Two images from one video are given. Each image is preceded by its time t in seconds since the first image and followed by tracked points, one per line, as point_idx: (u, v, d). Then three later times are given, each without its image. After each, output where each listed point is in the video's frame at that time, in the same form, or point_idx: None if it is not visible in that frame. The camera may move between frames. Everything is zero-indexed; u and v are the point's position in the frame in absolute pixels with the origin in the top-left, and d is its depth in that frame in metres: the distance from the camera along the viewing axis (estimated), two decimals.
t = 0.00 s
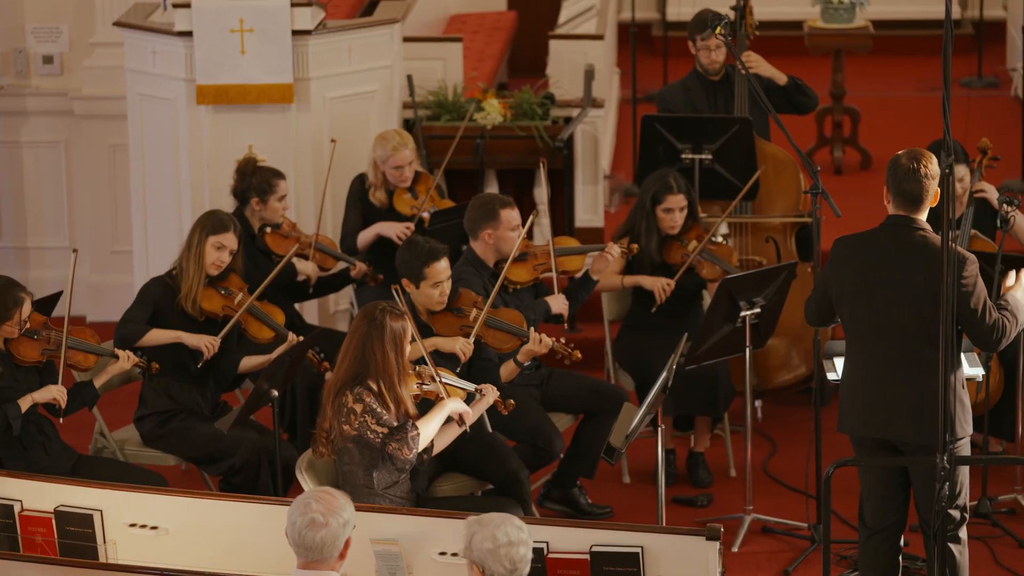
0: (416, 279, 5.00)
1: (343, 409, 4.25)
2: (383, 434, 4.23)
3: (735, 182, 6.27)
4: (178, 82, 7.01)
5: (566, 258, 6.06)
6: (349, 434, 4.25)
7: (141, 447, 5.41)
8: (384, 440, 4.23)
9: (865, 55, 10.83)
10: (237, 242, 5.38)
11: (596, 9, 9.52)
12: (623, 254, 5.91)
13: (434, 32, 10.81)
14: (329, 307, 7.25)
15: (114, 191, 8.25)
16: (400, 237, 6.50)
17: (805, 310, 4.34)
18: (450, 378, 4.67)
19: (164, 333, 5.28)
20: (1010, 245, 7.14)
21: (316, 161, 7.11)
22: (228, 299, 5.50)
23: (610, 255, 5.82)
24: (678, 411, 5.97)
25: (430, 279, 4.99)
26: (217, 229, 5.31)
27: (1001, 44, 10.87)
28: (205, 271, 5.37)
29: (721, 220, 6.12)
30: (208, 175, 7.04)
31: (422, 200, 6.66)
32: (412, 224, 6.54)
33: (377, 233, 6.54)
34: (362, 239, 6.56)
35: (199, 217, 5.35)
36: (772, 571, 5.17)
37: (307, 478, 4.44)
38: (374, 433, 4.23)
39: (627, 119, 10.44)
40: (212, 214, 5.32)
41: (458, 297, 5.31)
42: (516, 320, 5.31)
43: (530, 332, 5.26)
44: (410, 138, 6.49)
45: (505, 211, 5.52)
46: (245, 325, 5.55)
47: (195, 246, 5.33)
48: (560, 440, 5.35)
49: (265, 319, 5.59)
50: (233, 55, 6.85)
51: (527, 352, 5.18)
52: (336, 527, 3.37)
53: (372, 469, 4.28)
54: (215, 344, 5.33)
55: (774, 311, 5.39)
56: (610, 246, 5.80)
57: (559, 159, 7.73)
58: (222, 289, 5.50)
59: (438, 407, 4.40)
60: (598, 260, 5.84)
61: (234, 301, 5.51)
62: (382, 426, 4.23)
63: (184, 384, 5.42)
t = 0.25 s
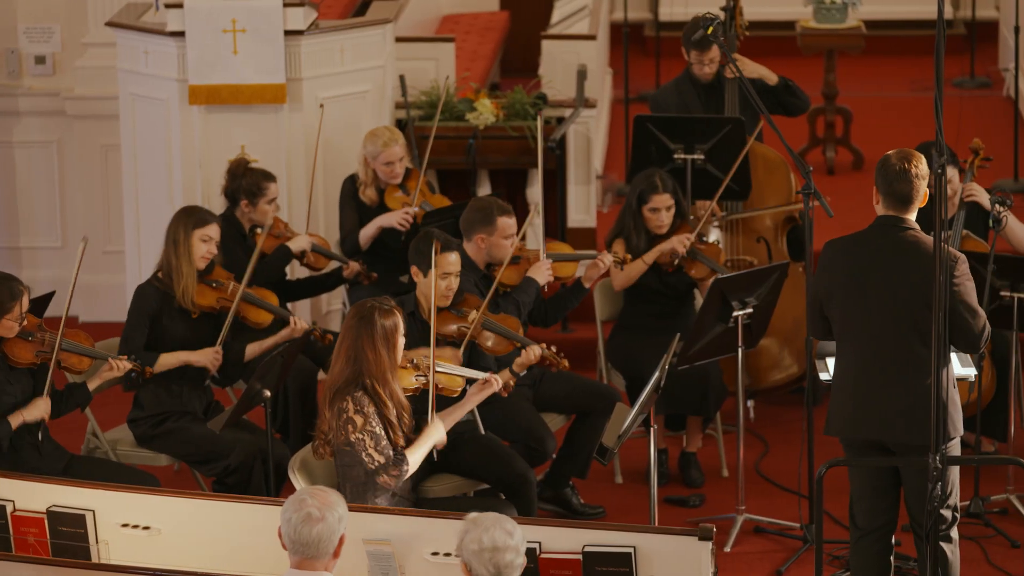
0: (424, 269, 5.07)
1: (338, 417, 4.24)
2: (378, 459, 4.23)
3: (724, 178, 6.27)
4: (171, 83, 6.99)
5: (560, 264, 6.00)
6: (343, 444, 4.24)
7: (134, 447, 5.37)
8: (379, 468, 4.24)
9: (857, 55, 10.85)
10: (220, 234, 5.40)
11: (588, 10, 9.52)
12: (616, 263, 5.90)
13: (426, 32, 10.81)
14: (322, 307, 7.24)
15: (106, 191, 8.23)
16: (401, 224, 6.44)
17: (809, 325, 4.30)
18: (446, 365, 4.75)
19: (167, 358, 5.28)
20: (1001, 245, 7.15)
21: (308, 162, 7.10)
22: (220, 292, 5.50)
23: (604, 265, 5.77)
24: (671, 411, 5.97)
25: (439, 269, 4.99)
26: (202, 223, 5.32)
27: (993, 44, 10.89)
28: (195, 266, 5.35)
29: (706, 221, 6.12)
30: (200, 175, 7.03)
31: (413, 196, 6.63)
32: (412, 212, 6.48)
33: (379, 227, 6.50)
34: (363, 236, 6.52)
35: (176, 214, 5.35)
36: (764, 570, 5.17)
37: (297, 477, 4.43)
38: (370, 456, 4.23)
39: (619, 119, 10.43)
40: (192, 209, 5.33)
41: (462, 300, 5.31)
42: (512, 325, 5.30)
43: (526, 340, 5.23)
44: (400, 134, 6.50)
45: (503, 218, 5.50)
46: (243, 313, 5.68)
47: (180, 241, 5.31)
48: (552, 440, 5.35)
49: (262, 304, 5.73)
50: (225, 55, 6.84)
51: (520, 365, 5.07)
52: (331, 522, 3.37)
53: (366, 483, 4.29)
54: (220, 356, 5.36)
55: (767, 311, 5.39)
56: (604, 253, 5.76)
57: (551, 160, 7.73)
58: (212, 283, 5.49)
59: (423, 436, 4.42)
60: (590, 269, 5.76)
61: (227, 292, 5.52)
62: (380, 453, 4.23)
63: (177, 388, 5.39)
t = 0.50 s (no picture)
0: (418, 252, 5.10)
1: (340, 421, 4.21)
2: (369, 471, 4.21)
3: (712, 175, 6.25)
4: (164, 83, 6.98)
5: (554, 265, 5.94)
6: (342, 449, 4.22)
7: (128, 447, 5.36)
8: (367, 478, 4.21)
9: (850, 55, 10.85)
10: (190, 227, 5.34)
11: (582, 10, 9.52)
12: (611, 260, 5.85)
13: (419, 32, 10.80)
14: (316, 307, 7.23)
15: (99, 192, 8.21)
16: (389, 230, 6.43)
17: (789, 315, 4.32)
18: (444, 359, 4.73)
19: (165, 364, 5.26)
20: (995, 245, 7.16)
21: (302, 161, 7.09)
22: (204, 284, 5.47)
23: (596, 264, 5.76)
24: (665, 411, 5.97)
25: (432, 250, 5.05)
26: (169, 222, 5.26)
27: (986, 44, 10.90)
28: (171, 266, 5.31)
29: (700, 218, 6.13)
30: (194, 176, 7.02)
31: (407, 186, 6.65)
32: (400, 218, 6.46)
33: (365, 231, 6.48)
34: (351, 237, 6.51)
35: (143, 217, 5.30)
36: (758, 570, 5.17)
37: (290, 477, 4.41)
38: (360, 465, 4.21)
39: (613, 119, 10.44)
40: (157, 210, 5.27)
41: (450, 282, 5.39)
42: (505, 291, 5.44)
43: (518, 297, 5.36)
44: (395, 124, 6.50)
45: (495, 211, 5.48)
46: (230, 299, 5.72)
47: (153, 244, 5.26)
48: (546, 440, 5.35)
49: (247, 289, 5.76)
50: (218, 56, 6.82)
51: (522, 316, 5.27)
52: (328, 519, 3.37)
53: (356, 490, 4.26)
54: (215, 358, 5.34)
55: (760, 311, 5.39)
56: (597, 253, 5.74)
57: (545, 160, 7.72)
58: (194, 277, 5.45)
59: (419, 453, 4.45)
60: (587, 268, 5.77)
61: (211, 284, 5.50)
62: (370, 462, 4.21)
63: (169, 388, 5.35)
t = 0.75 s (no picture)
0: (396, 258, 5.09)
1: (333, 412, 4.22)
2: (374, 447, 4.21)
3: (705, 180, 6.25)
4: (156, 82, 6.96)
5: (546, 259, 5.98)
6: (340, 439, 4.23)
7: (120, 448, 5.33)
8: (375, 457, 4.21)
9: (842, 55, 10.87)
10: (163, 230, 5.32)
11: (574, 9, 9.52)
12: (601, 255, 5.85)
13: (411, 31, 10.80)
14: (308, 307, 7.21)
15: (91, 192, 8.19)
16: (370, 219, 6.47)
17: (781, 330, 4.28)
18: (429, 373, 4.67)
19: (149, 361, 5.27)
20: (987, 244, 7.16)
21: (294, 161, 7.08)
22: (186, 283, 5.45)
23: (588, 256, 5.85)
24: (657, 411, 5.97)
25: (410, 255, 5.04)
26: (142, 226, 5.25)
27: (978, 44, 10.91)
28: (146, 270, 5.29)
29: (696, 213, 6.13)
30: (186, 175, 7.00)
31: (397, 182, 6.64)
32: (383, 207, 6.52)
33: (347, 217, 6.50)
34: (330, 224, 6.52)
35: (117, 223, 5.28)
36: (749, 570, 5.17)
37: (284, 477, 4.40)
38: (365, 446, 4.21)
39: (605, 119, 10.43)
40: (128, 215, 5.25)
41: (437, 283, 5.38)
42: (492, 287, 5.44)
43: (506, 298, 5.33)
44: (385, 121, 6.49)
45: (482, 207, 5.48)
46: (212, 294, 5.70)
47: (130, 249, 5.24)
48: (538, 439, 5.35)
49: (227, 282, 5.73)
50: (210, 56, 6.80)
51: (514, 318, 5.24)
52: (320, 518, 3.37)
53: (363, 475, 4.27)
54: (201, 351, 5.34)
55: (753, 311, 5.38)
56: (586, 245, 5.82)
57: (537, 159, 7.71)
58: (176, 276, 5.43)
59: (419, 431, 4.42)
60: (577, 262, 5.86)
61: (193, 281, 5.48)
62: (375, 441, 4.21)
63: (159, 388, 5.35)
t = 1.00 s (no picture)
0: (392, 269, 5.04)
1: (322, 416, 4.21)
2: (365, 448, 4.24)
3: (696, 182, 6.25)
4: (146, 82, 6.94)
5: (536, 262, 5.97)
6: (329, 442, 4.22)
7: (110, 448, 5.33)
8: (363, 456, 4.24)
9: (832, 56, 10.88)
10: (142, 233, 5.28)
11: (565, 10, 9.51)
12: (591, 260, 5.90)
13: (402, 32, 10.79)
14: (298, 307, 7.20)
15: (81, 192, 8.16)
16: (367, 207, 6.45)
17: (771, 332, 4.26)
18: (420, 374, 4.69)
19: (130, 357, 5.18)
20: (978, 244, 7.17)
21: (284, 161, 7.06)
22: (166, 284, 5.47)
23: (578, 259, 5.85)
24: (647, 411, 5.96)
25: (406, 268, 5.01)
26: (122, 230, 5.20)
27: (969, 44, 10.93)
28: (126, 275, 5.26)
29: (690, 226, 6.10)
30: (176, 175, 6.98)
31: (386, 184, 6.63)
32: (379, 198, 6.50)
33: (342, 207, 6.47)
34: (326, 215, 6.49)
35: (95, 227, 5.23)
36: (740, 570, 5.17)
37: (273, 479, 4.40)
38: (355, 448, 4.23)
39: (595, 119, 10.43)
40: (107, 219, 5.19)
41: (434, 292, 5.32)
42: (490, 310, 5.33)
43: (499, 320, 5.23)
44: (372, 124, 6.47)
45: (472, 211, 5.47)
46: (192, 294, 5.67)
47: (106, 255, 5.20)
48: (529, 440, 5.34)
49: (208, 282, 5.72)
50: (200, 56, 6.79)
51: (502, 340, 5.13)
52: (310, 518, 3.35)
53: (352, 476, 4.26)
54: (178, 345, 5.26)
55: (743, 311, 5.38)
56: (577, 250, 5.83)
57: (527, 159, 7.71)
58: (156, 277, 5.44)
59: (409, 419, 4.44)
60: (567, 264, 5.85)
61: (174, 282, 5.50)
62: (364, 442, 4.23)
63: (147, 388, 5.34)
